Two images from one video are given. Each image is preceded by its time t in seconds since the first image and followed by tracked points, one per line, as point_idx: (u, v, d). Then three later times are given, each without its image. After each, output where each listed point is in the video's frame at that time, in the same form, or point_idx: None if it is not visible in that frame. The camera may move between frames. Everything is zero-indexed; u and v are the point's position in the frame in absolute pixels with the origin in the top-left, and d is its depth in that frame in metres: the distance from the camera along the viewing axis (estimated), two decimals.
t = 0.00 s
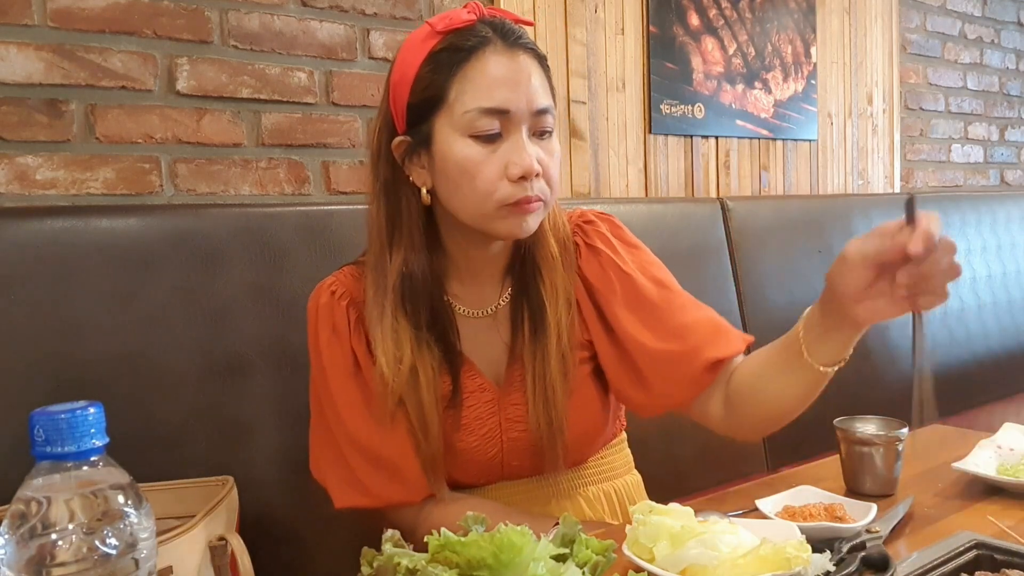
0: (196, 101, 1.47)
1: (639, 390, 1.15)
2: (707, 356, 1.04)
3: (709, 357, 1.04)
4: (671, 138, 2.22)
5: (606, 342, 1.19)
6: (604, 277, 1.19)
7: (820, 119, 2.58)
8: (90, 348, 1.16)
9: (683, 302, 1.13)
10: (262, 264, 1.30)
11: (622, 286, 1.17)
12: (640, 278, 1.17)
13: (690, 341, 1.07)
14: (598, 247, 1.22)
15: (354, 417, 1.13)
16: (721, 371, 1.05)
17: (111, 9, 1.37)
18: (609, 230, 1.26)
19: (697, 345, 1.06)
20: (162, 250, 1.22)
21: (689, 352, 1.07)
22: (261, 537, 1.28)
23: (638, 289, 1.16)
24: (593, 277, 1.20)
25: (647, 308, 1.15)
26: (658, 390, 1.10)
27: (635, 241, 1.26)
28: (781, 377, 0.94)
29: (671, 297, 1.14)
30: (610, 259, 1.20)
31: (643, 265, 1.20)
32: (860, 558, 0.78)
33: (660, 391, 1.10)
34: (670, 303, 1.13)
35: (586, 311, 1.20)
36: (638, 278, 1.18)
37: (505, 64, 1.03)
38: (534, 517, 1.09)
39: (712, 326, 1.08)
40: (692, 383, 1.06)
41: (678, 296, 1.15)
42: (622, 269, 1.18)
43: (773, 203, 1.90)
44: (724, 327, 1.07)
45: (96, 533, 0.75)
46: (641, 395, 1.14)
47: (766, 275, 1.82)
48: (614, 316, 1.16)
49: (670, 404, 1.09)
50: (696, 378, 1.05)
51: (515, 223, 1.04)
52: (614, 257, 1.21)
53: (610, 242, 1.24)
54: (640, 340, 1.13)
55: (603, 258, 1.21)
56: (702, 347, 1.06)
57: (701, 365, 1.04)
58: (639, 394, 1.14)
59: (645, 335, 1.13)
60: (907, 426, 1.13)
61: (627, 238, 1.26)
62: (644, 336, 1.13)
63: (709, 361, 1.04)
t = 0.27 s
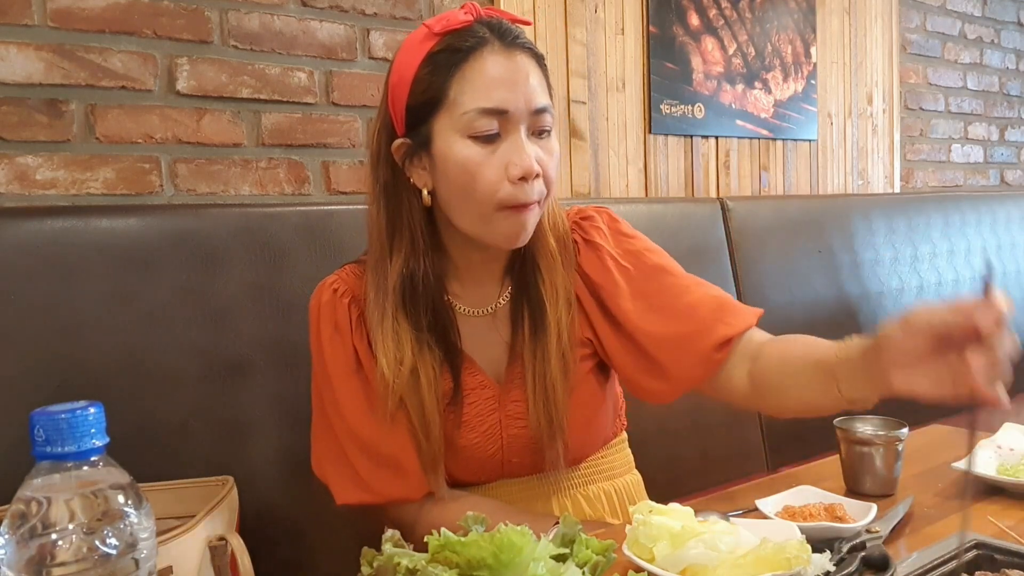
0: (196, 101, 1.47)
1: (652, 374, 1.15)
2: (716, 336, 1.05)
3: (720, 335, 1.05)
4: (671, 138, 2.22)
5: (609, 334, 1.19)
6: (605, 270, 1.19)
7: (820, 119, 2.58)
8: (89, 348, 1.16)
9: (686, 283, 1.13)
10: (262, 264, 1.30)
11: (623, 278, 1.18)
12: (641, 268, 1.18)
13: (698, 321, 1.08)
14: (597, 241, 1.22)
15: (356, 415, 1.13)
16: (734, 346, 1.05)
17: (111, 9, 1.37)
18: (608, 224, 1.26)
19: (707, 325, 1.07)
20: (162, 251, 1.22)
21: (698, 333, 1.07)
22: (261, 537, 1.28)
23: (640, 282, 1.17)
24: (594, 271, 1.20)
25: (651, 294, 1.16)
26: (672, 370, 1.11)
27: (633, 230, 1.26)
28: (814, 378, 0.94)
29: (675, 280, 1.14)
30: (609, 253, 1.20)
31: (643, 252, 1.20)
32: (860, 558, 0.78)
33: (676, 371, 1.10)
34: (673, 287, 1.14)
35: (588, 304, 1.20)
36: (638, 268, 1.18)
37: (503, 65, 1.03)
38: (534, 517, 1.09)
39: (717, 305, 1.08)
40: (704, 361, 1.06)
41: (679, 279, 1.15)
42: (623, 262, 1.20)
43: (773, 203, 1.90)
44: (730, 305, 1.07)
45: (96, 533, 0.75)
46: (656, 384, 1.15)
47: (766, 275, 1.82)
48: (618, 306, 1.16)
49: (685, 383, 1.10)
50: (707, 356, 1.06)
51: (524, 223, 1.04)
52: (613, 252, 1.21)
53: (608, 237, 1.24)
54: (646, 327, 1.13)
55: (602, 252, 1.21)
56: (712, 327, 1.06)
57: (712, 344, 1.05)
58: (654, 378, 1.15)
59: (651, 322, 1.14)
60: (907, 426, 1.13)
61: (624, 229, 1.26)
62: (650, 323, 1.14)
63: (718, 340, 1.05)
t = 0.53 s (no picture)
0: (196, 101, 1.47)
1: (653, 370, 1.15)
2: (719, 335, 1.06)
3: (724, 335, 1.05)
4: (671, 138, 2.22)
5: (609, 333, 1.19)
6: (605, 269, 1.19)
7: (820, 119, 2.58)
8: (89, 348, 1.16)
9: (688, 281, 1.13)
10: (262, 264, 1.30)
11: (624, 277, 1.18)
12: (642, 267, 1.18)
13: (702, 321, 1.08)
14: (597, 241, 1.22)
15: (353, 416, 1.12)
16: (737, 346, 1.06)
17: (111, 9, 1.37)
18: (607, 224, 1.26)
19: (711, 326, 1.07)
20: (162, 251, 1.22)
21: (702, 331, 1.08)
22: (261, 537, 1.28)
23: (641, 280, 1.17)
24: (594, 271, 1.20)
25: (653, 293, 1.16)
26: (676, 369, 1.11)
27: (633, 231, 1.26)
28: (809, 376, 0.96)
29: (677, 279, 1.14)
30: (609, 252, 1.21)
31: (644, 251, 1.20)
32: (860, 558, 0.78)
33: (680, 370, 1.11)
34: (674, 288, 1.14)
35: (587, 303, 1.20)
36: (639, 267, 1.18)
37: (499, 64, 1.03)
38: (534, 517, 1.09)
39: (721, 303, 1.08)
40: (707, 359, 1.07)
41: (681, 277, 1.15)
42: (623, 261, 1.19)
43: (773, 203, 1.90)
44: (734, 304, 1.08)
45: (96, 533, 0.75)
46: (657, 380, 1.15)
47: (766, 276, 1.82)
48: (619, 305, 1.16)
49: (690, 381, 1.10)
50: (710, 354, 1.07)
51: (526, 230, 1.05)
52: (613, 250, 1.21)
53: (608, 236, 1.24)
54: (648, 326, 1.13)
55: (602, 252, 1.21)
56: (716, 327, 1.07)
57: (716, 343, 1.06)
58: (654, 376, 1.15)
59: (653, 319, 1.14)
60: (906, 426, 1.13)
61: (625, 230, 1.26)
62: (652, 322, 1.14)
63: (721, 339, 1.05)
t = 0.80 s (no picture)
0: (196, 101, 1.47)
1: (653, 368, 1.16)
2: (722, 335, 1.06)
3: (726, 335, 1.06)
4: (671, 138, 2.22)
5: (610, 333, 1.19)
6: (605, 268, 1.19)
7: (820, 119, 2.58)
8: (89, 348, 1.16)
9: (689, 282, 1.14)
10: (262, 264, 1.30)
11: (625, 276, 1.18)
12: (643, 267, 1.19)
13: (705, 322, 1.09)
14: (598, 241, 1.22)
15: (353, 418, 1.12)
16: (738, 344, 1.07)
17: (111, 8, 1.37)
18: (608, 224, 1.26)
19: (713, 325, 1.08)
20: (162, 251, 1.22)
21: (705, 332, 1.08)
22: (261, 537, 1.28)
23: (642, 281, 1.17)
24: (595, 271, 1.20)
25: (654, 293, 1.16)
26: (677, 368, 1.12)
27: (634, 230, 1.26)
28: (801, 364, 0.97)
29: (678, 279, 1.15)
30: (610, 252, 1.21)
31: (644, 251, 1.21)
32: (860, 558, 0.78)
33: (683, 369, 1.11)
34: (676, 288, 1.14)
35: (588, 303, 1.20)
36: (640, 267, 1.19)
37: (495, 66, 1.03)
38: (534, 517, 1.09)
39: (723, 303, 1.09)
40: (710, 360, 1.08)
41: (683, 277, 1.16)
42: (624, 261, 1.19)
43: (773, 203, 1.90)
44: (736, 304, 1.08)
45: (96, 533, 0.75)
46: (658, 378, 1.15)
47: (766, 276, 1.82)
48: (620, 305, 1.16)
49: (692, 381, 1.11)
50: (713, 355, 1.07)
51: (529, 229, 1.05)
52: (613, 251, 1.21)
53: (608, 237, 1.24)
54: (649, 326, 1.14)
55: (603, 253, 1.21)
56: (719, 326, 1.07)
57: (718, 343, 1.06)
58: (656, 374, 1.15)
59: (654, 318, 1.14)
60: (907, 426, 1.13)
61: (626, 229, 1.26)
62: (654, 322, 1.14)
63: (724, 339, 1.06)
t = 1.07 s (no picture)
0: (196, 101, 1.47)
1: (649, 371, 1.14)
2: (716, 337, 1.06)
3: (721, 337, 1.05)
4: (671, 138, 2.22)
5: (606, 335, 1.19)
6: (602, 270, 1.19)
7: (820, 119, 2.58)
8: (89, 348, 1.16)
9: (686, 283, 1.13)
10: (262, 265, 1.30)
11: (621, 278, 1.18)
12: (640, 267, 1.18)
13: (699, 323, 1.08)
14: (595, 241, 1.22)
15: (349, 420, 1.13)
16: (733, 347, 1.06)
17: (111, 9, 1.37)
18: (605, 224, 1.26)
19: (708, 326, 1.07)
20: (162, 251, 1.22)
21: (699, 334, 1.08)
22: (260, 536, 1.27)
23: (639, 282, 1.17)
24: (592, 272, 1.20)
25: (649, 294, 1.15)
26: (669, 370, 1.11)
27: (632, 231, 1.26)
28: (809, 373, 0.96)
29: (674, 279, 1.14)
30: (606, 253, 1.20)
31: (642, 251, 1.20)
32: (860, 558, 0.78)
33: (675, 372, 1.10)
34: (672, 288, 1.13)
35: (584, 305, 1.20)
36: (637, 268, 1.18)
37: (491, 68, 1.03)
38: (534, 517, 1.08)
39: (719, 305, 1.08)
40: (704, 363, 1.07)
41: (678, 277, 1.15)
42: (620, 262, 1.19)
43: (773, 203, 1.90)
44: (731, 306, 1.08)
45: (96, 533, 0.75)
46: (650, 378, 1.14)
47: (766, 276, 1.82)
48: (616, 306, 1.16)
49: (684, 384, 1.10)
50: (707, 357, 1.07)
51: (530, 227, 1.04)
52: (610, 252, 1.21)
53: (605, 237, 1.23)
54: (645, 328, 1.13)
55: (600, 253, 1.21)
56: (713, 328, 1.07)
57: (712, 346, 1.06)
58: (649, 376, 1.14)
59: (651, 320, 1.14)
60: (907, 426, 1.13)
61: (624, 229, 1.25)
62: (649, 323, 1.14)
63: (718, 342, 1.05)
